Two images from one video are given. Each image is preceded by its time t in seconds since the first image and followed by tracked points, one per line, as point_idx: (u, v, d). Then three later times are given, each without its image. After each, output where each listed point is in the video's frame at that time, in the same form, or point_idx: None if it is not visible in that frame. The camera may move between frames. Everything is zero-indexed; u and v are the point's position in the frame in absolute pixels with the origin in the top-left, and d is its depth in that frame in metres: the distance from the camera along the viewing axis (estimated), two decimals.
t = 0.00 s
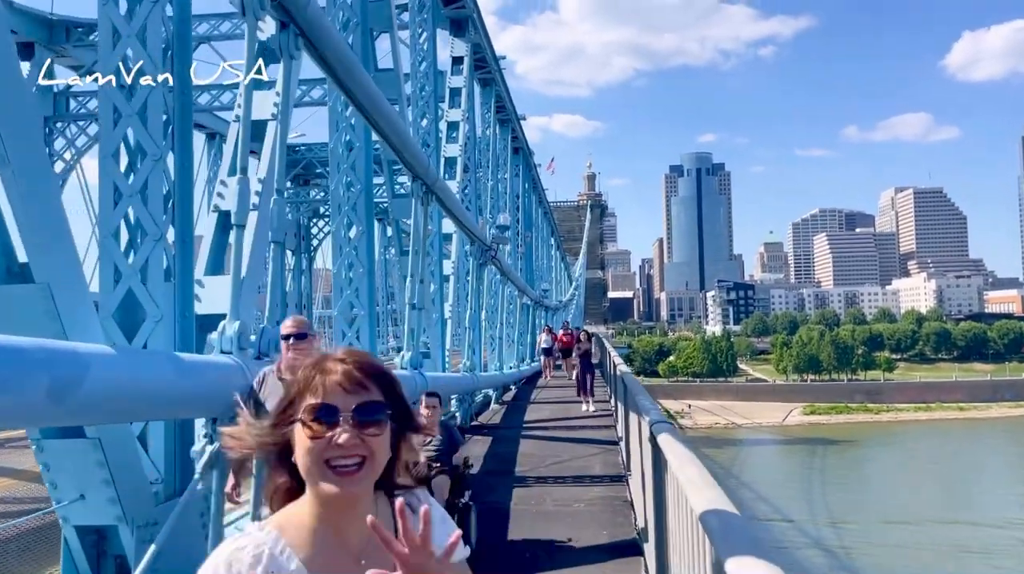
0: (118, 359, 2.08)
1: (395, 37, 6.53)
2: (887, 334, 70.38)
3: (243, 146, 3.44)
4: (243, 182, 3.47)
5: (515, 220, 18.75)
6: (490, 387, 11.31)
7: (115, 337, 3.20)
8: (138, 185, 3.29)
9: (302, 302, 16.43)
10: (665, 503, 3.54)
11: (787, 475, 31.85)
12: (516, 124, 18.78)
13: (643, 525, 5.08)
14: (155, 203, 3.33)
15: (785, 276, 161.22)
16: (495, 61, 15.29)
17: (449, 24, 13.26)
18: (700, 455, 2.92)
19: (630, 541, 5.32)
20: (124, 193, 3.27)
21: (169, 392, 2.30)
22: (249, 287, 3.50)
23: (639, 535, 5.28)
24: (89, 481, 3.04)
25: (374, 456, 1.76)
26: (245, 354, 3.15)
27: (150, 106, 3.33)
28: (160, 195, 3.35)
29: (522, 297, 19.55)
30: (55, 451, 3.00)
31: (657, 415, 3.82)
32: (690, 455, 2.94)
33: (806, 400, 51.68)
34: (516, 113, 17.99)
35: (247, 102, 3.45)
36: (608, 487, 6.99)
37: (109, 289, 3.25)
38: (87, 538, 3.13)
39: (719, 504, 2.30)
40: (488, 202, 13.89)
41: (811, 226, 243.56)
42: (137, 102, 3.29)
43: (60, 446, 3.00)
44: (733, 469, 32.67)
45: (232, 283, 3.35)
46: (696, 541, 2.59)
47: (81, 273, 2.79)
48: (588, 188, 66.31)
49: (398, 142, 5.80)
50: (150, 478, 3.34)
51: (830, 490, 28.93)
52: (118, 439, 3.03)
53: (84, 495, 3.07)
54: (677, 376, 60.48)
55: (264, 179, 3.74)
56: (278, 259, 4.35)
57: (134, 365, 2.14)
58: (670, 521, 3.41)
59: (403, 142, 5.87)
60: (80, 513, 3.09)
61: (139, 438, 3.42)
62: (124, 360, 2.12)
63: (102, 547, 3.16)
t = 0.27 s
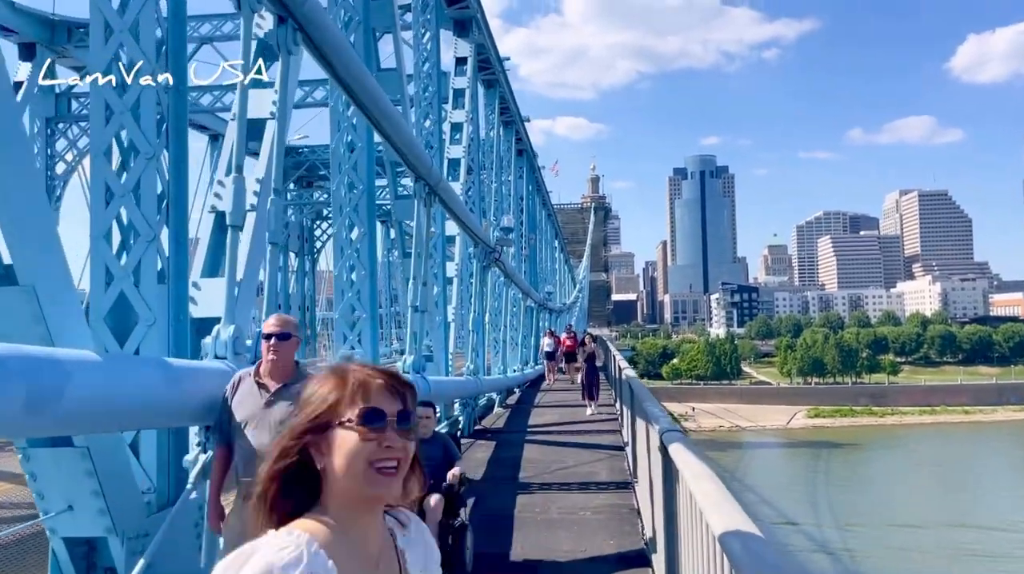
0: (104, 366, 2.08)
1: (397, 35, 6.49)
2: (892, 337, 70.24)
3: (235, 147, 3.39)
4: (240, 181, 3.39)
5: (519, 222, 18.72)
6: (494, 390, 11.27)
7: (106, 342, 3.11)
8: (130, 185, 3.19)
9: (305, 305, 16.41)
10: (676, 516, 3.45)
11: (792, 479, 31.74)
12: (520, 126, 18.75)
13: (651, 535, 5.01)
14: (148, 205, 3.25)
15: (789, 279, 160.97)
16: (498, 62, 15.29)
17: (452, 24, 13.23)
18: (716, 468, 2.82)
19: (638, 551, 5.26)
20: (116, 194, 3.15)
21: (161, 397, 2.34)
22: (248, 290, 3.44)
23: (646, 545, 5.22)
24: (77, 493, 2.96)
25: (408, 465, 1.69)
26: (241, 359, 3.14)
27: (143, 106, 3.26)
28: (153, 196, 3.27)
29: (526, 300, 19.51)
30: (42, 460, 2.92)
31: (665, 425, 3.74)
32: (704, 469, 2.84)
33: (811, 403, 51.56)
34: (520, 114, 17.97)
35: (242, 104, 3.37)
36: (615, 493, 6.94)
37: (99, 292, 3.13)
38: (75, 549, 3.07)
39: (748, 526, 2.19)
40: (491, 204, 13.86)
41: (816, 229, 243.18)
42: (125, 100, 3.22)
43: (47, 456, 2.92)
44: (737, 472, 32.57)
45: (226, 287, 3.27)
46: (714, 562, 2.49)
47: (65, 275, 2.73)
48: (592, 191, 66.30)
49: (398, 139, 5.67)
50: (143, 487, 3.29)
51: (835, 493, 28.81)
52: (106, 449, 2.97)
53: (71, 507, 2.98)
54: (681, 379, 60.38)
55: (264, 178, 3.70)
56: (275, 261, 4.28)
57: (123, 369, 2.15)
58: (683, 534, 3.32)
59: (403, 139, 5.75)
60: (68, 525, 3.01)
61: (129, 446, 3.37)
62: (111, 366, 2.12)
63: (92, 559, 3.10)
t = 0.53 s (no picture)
0: (71, 363, 1.94)
1: (397, 30, 6.46)
2: (896, 338, 70.15)
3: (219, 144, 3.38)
4: (223, 170, 3.35)
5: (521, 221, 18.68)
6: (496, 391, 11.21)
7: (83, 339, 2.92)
8: (111, 173, 3.00)
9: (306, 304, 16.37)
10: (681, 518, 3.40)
11: (796, 480, 31.63)
12: (522, 125, 18.71)
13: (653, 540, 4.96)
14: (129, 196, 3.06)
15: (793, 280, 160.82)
16: (501, 60, 15.28)
17: (454, 20, 13.17)
18: (721, 470, 2.75)
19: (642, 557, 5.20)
20: (95, 182, 2.97)
21: (133, 401, 2.25)
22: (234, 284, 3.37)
23: (649, 552, 5.16)
24: (53, 500, 2.69)
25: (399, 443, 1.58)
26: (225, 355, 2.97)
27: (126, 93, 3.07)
28: (134, 186, 3.07)
29: (529, 300, 19.47)
30: (10, 462, 2.66)
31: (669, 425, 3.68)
32: (708, 469, 2.79)
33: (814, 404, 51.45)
34: (522, 112, 17.93)
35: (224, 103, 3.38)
36: (619, 497, 6.87)
37: (76, 286, 2.94)
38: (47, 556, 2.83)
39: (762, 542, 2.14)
40: (493, 202, 13.81)
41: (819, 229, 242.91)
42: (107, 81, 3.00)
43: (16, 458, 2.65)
44: (741, 474, 32.47)
45: (210, 280, 3.24)
46: (718, 567, 2.42)
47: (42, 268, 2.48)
48: (595, 192, 66.28)
49: (393, 132, 5.53)
50: (122, 491, 3.05)
51: (838, 495, 28.70)
52: (83, 453, 2.72)
53: (43, 512, 2.72)
54: (684, 380, 60.30)
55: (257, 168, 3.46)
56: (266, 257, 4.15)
57: (88, 369, 2.01)
58: (687, 537, 3.27)
59: (400, 134, 5.66)
60: (40, 532, 2.76)
61: (108, 448, 3.13)
62: (75, 366, 1.97)
63: (69, 565, 2.88)
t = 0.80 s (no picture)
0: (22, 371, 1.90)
1: (393, 28, 6.43)
2: (900, 340, 70.05)
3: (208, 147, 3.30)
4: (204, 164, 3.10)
5: (523, 221, 18.64)
6: (495, 394, 11.18)
7: (61, 345, 2.85)
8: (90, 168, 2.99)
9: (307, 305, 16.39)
10: (682, 535, 3.14)
11: (798, 482, 31.59)
12: (524, 124, 18.68)
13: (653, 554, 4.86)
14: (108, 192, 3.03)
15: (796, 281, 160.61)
16: (502, 59, 15.26)
17: (454, 18, 13.12)
18: (726, 486, 2.42)
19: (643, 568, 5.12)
20: (73, 180, 2.97)
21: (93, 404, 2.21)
22: (223, 285, 3.17)
23: (649, 563, 5.07)
24: (26, 511, 2.61)
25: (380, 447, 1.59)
26: (206, 363, 2.76)
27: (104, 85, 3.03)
28: (115, 184, 3.04)
29: (531, 301, 19.44)
30: None
31: (674, 436, 3.46)
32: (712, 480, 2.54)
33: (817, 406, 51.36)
34: (524, 112, 17.91)
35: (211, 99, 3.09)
36: (617, 503, 6.84)
37: (54, 287, 2.94)
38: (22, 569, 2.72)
39: (752, 530, 1.90)
40: (494, 202, 13.76)
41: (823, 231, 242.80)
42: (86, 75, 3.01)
43: None
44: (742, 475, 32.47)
45: (195, 284, 3.03)
46: None
47: (11, 279, 2.43)
48: (598, 193, 66.37)
49: (386, 127, 5.37)
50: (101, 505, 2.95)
51: (841, 496, 28.61)
52: (56, 468, 2.65)
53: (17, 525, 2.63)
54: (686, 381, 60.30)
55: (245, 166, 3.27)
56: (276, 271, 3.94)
57: (58, 377, 2.02)
58: (688, 555, 3.01)
59: (395, 130, 5.53)
60: (14, 546, 2.65)
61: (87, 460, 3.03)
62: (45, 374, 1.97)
63: None
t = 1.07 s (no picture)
0: None
1: (392, 22, 6.34)
2: (901, 341, 70.01)
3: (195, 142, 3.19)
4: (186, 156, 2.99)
5: (523, 220, 18.59)
6: (496, 395, 11.12)
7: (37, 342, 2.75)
8: (68, 158, 2.91)
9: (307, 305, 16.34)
10: (690, 539, 3.09)
11: (800, 483, 31.53)
12: (525, 123, 18.62)
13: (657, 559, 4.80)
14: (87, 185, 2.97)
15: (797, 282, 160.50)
16: (503, 57, 15.20)
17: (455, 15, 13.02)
18: (736, 494, 2.39)
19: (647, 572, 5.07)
20: (50, 170, 2.87)
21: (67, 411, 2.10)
22: (209, 284, 3.04)
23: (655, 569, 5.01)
24: None
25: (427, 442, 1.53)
26: (188, 363, 2.66)
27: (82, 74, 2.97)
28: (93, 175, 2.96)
29: (532, 301, 19.39)
30: None
31: (680, 440, 3.40)
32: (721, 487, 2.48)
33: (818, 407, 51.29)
34: (525, 111, 17.85)
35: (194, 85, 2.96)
36: (621, 508, 6.79)
37: (29, 283, 2.81)
38: None
39: (765, 539, 1.85)
40: (494, 201, 13.69)
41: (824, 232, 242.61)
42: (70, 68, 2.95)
43: None
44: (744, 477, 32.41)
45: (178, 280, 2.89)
46: None
47: None
48: (600, 194, 66.30)
49: (381, 119, 5.19)
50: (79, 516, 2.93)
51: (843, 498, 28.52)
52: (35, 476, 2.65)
53: None
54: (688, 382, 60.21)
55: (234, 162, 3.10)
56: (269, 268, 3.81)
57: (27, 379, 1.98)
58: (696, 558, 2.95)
59: (391, 123, 5.38)
60: None
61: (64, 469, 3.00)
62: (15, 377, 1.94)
63: None
